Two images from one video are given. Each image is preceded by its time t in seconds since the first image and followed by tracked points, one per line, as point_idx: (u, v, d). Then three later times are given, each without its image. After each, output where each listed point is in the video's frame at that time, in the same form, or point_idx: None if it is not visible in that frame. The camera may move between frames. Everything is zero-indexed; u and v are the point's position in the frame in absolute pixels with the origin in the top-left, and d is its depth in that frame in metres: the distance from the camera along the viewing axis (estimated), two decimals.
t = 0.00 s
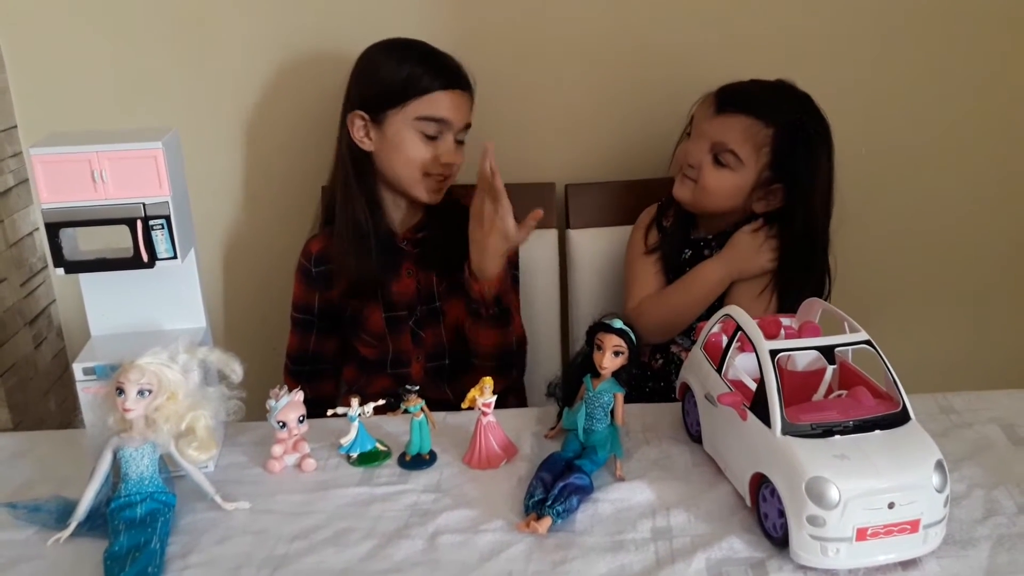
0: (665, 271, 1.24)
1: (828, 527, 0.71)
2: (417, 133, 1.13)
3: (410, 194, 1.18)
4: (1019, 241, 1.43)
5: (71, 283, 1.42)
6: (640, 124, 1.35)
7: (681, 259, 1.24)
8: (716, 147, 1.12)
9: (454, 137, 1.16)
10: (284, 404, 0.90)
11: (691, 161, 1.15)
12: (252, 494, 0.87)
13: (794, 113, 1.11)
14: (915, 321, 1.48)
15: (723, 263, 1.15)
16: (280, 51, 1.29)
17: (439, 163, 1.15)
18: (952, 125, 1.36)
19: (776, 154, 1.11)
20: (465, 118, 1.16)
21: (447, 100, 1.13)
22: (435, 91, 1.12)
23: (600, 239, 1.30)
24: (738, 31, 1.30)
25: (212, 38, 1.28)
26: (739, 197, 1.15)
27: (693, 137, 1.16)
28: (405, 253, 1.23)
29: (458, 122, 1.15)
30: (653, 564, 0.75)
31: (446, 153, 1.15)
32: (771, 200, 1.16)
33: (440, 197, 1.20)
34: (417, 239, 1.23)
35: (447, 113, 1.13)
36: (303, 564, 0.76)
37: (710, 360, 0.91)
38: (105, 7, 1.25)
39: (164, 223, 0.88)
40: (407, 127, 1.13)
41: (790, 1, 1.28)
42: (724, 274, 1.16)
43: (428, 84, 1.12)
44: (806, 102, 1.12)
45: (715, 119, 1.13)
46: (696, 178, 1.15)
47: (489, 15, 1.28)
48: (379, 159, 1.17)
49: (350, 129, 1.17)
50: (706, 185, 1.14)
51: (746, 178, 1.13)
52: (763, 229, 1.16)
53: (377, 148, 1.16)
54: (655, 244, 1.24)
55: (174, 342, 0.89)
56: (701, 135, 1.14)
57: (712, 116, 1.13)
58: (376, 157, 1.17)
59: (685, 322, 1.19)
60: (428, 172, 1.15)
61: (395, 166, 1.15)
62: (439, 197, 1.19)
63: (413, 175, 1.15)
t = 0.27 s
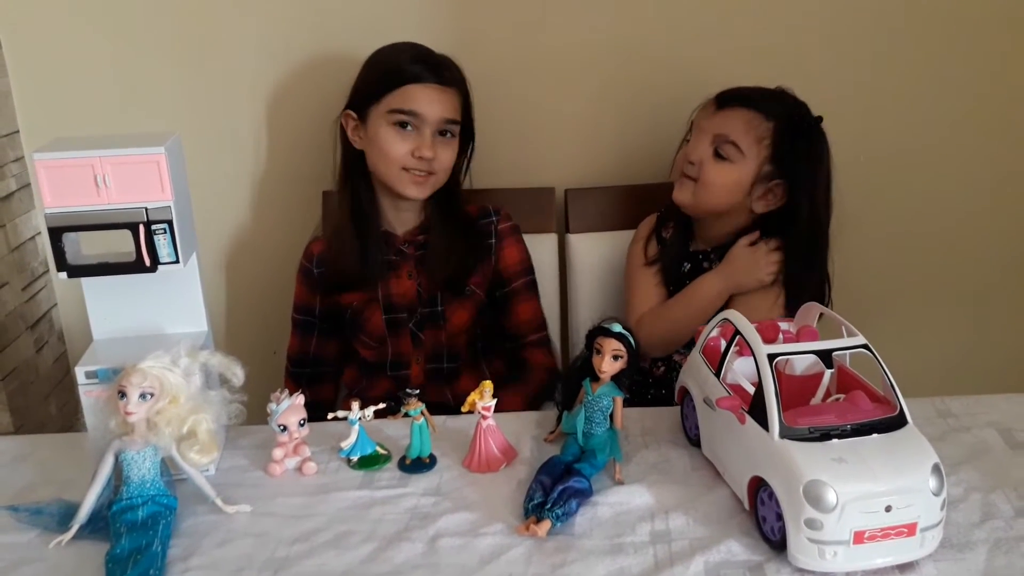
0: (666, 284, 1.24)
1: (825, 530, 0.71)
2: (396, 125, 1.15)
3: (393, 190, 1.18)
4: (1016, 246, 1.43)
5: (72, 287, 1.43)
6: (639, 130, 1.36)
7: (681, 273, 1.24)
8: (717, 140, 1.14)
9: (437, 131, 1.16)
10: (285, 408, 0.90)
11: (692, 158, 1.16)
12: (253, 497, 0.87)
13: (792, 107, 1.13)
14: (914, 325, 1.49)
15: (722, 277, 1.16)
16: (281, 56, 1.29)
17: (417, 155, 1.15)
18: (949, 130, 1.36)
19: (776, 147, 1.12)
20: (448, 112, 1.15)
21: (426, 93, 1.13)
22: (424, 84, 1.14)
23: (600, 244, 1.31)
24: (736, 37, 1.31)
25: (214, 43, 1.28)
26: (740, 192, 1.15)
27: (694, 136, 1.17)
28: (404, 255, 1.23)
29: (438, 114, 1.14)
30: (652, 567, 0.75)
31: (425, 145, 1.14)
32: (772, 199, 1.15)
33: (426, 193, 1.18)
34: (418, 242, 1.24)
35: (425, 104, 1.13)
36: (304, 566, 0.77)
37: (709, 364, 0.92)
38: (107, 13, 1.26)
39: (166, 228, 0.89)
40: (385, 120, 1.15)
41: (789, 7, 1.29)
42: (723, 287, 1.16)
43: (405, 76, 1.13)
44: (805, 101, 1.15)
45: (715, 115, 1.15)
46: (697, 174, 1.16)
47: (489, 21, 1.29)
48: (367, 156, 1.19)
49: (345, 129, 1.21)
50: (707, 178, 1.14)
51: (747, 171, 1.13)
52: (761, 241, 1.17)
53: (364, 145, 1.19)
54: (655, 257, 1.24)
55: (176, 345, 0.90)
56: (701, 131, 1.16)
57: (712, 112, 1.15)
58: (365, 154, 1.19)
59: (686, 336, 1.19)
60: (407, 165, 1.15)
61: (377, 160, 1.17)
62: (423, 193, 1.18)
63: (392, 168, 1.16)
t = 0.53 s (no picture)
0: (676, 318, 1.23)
1: (831, 532, 0.72)
2: (404, 126, 1.16)
3: (404, 190, 1.18)
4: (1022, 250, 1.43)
5: (82, 290, 1.44)
6: (644, 134, 1.36)
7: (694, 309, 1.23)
8: (720, 143, 1.17)
9: (445, 131, 1.17)
10: (292, 410, 0.91)
11: (697, 164, 1.18)
12: (261, 498, 0.88)
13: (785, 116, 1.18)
14: (920, 329, 1.49)
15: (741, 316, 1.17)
16: (289, 61, 1.30)
17: (427, 154, 1.15)
18: (954, 134, 1.37)
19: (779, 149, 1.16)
20: (455, 111, 1.17)
21: (432, 92, 1.15)
22: (431, 84, 1.15)
23: (605, 248, 1.31)
24: (741, 42, 1.31)
25: (222, 48, 1.29)
26: (747, 194, 1.16)
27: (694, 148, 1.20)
28: (412, 259, 1.24)
29: (445, 114, 1.16)
30: (657, 569, 0.76)
31: (433, 144, 1.15)
32: (779, 202, 1.17)
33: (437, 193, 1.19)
34: (425, 246, 1.24)
35: (432, 103, 1.15)
36: (312, 567, 0.77)
37: (714, 368, 0.92)
38: (117, 18, 1.27)
39: (175, 231, 0.90)
40: (392, 121, 1.16)
41: (793, 12, 1.30)
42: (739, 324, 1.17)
43: (411, 77, 1.15)
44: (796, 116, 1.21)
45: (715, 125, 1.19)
46: (703, 178, 1.17)
47: (495, 26, 1.29)
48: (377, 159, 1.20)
49: (356, 135, 1.23)
50: (714, 179, 1.16)
51: (752, 171, 1.15)
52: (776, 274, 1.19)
53: (374, 148, 1.20)
54: (659, 288, 1.24)
55: (185, 348, 0.90)
56: (703, 140, 1.19)
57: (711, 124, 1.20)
58: (376, 157, 1.20)
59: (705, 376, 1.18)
60: (417, 165, 1.16)
61: (387, 162, 1.17)
62: (434, 192, 1.18)
63: (402, 169, 1.16)
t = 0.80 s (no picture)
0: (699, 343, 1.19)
1: (830, 530, 0.72)
2: (408, 130, 1.17)
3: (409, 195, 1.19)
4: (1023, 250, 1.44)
5: (90, 292, 1.46)
6: (646, 137, 1.37)
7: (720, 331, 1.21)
8: (746, 162, 1.14)
9: (448, 134, 1.18)
10: (299, 411, 0.92)
11: (724, 185, 1.14)
12: (268, 497, 0.89)
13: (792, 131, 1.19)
14: (922, 329, 1.49)
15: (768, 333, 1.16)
16: (294, 66, 1.32)
17: (431, 157, 1.16)
18: (955, 135, 1.37)
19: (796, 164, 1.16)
20: (458, 114, 1.18)
21: (435, 95, 1.16)
22: (434, 87, 1.17)
23: (608, 249, 1.32)
24: (742, 44, 1.32)
25: (228, 53, 1.31)
26: (778, 212, 1.15)
27: (711, 167, 1.16)
28: (419, 263, 1.25)
29: (448, 116, 1.17)
30: (659, 567, 0.77)
31: (436, 147, 1.16)
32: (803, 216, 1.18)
33: (443, 196, 1.19)
34: (433, 250, 1.25)
35: (435, 107, 1.16)
36: (319, 566, 0.78)
37: (715, 368, 0.93)
38: (124, 24, 1.29)
39: (183, 234, 0.91)
40: (396, 125, 1.17)
41: (793, 14, 1.31)
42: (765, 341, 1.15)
43: (414, 80, 1.16)
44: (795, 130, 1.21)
45: (733, 142, 1.15)
46: (735, 199, 1.14)
47: (498, 29, 1.31)
48: (383, 164, 1.21)
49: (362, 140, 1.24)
50: (750, 199, 1.13)
51: (781, 188, 1.15)
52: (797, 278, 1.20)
53: (379, 153, 1.21)
54: (678, 318, 1.21)
55: (193, 350, 0.92)
56: (724, 159, 1.15)
57: (725, 142, 1.16)
58: (382, 162, 1.21)
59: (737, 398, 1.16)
60: (422, 169, 1.17)
61: (391, 166, 1.18)
62: (438, 196, 1.19)
63: (407, 173, 1.17)
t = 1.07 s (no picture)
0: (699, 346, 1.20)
1: (823, 529, 0.72)
2: (402, 123, 1.17)
3: (394, 190, 1.19)
4: (1015, 249, 1.45)
5: (81, 293, 1.45)
6: (640, 137, 1.38)
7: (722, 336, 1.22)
8: (794, 187, 1.14)
9: (441, 134, 1.18)
10: (291, 411, 0.92)
11: (768, 203, 1.14)
12: (259, 498, 0.89)
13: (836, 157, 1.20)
14: (914, 329, 1.50)
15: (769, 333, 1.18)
16: (288, 65, 1.32)
17: (422, 154, 1.16)
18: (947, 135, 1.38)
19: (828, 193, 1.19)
20: (454, 114, 1.18)
21: (434, 93, 1.16)
22: (434, 85, 1.17)
23: (602, 249, 1.32)
24: (734, 45, 1.33)
25: (221, 52, 1.30)
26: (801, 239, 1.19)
27: (759, 180, 1.15)
28: (408, 260, 1.25)
29: (444, 116, 1.17)
30: (652, 566, 0.77)
31: (427, 144, 1.16)
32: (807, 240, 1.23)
33: (427, 197, 1.19)
34: (422, 247, 1.25)
35: (432, 104, 1.16)
36: (311, 566, 0.78)
37: (708, 367, 0.93)
38: (116, 23, 1.28)
39: (175, 234, 0.91)
40: (392, 117, 1.17)
41: (786, 15, 1.31)
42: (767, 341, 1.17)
43: (415, 76, 1.17)
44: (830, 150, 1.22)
45: (787, 161, 1.14)
46: (772, 219, 1.15)
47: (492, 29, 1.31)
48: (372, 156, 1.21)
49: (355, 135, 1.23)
50: (787, 224, 1.15)
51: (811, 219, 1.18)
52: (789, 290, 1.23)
53: (371, 146, 1.21)
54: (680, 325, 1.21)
55: (185, 349, 0.91)
56: (775, 176, 1.14)
57: (780, 158, 1.15)
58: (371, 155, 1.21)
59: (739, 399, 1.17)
60: (409, 166, 1.17)
61: (381, 159, 1.18)
62: (422, 195, 1.18)
63: (395, 167, 1.17)
